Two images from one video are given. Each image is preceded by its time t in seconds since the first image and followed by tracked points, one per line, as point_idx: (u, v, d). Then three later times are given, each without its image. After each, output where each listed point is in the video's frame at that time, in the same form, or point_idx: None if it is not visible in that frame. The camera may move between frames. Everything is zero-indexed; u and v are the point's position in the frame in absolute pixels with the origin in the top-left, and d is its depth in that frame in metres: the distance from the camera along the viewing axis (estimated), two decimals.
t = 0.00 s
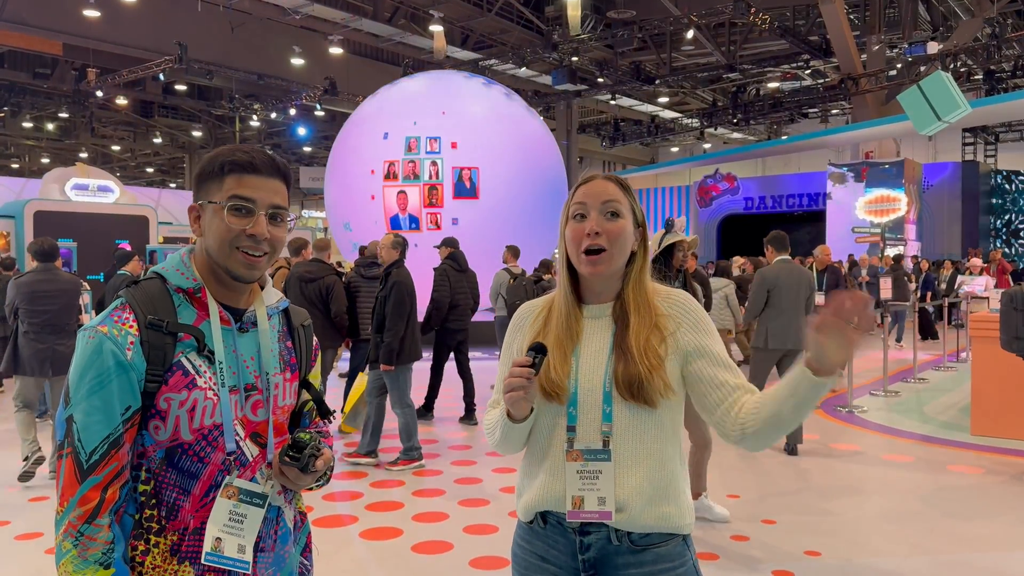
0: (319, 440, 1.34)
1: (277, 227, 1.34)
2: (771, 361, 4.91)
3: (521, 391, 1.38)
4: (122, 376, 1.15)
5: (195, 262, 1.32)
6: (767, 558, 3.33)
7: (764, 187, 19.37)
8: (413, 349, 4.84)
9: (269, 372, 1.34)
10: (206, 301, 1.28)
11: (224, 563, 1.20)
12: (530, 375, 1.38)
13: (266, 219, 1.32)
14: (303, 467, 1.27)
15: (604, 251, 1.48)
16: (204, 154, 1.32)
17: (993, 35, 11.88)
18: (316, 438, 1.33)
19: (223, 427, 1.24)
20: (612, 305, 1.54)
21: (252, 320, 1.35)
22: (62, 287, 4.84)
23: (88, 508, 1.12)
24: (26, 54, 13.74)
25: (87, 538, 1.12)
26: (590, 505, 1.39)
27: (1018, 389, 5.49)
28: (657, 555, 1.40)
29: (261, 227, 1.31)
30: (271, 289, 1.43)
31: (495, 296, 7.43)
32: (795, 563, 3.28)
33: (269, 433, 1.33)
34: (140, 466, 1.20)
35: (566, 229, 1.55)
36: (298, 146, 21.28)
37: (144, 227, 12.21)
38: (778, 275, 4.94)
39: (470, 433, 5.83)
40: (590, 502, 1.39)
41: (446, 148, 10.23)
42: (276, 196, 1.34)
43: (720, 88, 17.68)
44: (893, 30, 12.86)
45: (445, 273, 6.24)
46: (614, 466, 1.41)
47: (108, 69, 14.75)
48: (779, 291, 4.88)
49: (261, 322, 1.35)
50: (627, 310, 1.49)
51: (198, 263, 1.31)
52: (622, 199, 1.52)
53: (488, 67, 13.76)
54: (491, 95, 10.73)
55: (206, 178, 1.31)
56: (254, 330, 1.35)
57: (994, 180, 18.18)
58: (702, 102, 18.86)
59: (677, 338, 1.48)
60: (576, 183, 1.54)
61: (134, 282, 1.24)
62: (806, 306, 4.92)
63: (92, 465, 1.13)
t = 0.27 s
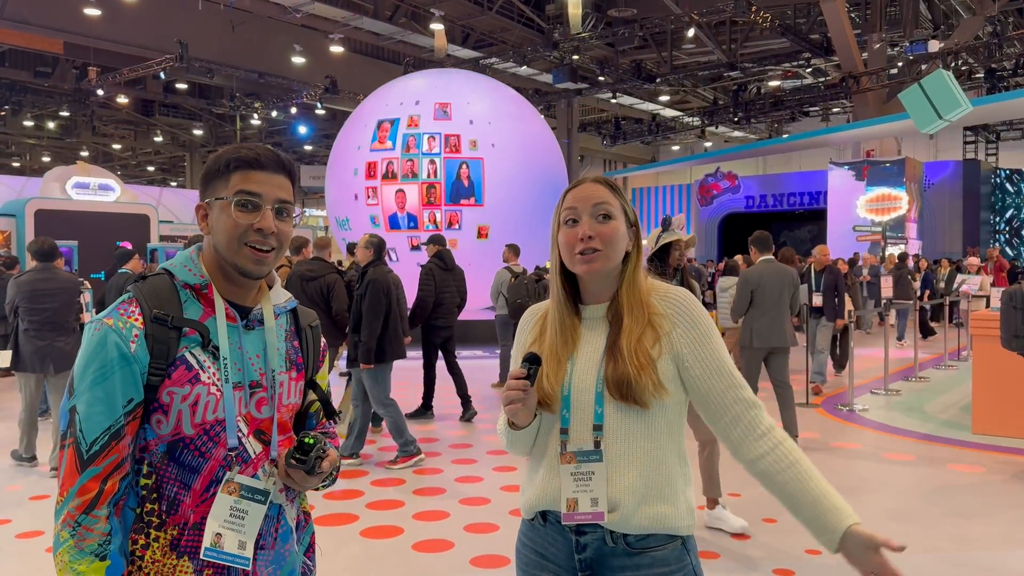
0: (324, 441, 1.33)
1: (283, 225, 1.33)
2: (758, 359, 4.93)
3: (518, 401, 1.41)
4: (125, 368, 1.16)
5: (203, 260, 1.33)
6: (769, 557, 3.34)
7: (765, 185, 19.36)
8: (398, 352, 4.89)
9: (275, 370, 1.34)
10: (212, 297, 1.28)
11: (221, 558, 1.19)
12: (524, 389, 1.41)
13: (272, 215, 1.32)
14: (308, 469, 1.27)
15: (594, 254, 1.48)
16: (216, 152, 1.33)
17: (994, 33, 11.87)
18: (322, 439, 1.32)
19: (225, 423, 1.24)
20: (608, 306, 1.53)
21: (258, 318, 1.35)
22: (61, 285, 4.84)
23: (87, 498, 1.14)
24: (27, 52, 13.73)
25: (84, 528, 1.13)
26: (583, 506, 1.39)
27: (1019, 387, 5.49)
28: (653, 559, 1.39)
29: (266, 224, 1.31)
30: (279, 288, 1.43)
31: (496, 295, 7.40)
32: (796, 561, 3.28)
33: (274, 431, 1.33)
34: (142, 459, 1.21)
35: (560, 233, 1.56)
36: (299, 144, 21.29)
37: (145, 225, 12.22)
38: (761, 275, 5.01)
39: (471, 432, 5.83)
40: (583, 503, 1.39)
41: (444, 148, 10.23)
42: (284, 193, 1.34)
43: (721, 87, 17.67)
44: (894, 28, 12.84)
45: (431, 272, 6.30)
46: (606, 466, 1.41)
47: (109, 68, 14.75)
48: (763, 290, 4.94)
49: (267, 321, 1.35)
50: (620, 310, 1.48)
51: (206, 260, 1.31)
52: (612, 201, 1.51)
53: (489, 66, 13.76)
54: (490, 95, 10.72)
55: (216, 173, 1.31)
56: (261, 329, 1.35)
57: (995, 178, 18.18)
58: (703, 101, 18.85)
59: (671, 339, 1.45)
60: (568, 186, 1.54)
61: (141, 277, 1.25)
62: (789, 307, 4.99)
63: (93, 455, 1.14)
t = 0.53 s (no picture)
0: (325, 438, 1.33)
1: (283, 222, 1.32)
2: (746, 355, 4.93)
3: (521, 401, 1.40)
4: (125, 367, 1.16)
5: (202, 258, 1.32)
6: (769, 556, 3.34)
7: (765, 184, 19.35)
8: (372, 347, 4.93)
9: (275, 368, 1.34)
10: (212, 295, 1.28)
11: (229, 557, 1.20)
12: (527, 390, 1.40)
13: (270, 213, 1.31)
14: (310, 466, 1.27)
15: (599, 253, 1.48)
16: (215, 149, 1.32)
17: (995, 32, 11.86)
18: (322, 436, 1.32)
19: (226, 420, 1.24)
20: (611, 305, 1.53)
21: (258, 315, 1.35)
22: (52, 285, 4.94)
23: (90, 496, 1.14)
24: (28, 51, 13.73)
25: (87, 527, 1.14)
26: (586, 507, 1.39)
27: (1021, 386, 5.48)
28: (655, 557, 1.39)
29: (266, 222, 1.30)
30: (278, 285, 1.42)
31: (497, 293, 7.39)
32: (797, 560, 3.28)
33: (274, 428, 1.33)
34: (143, 457, 1.21)
35: (564, 231, 1.55)
36: (300, 143, 21.29)
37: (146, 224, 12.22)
38: (745, 273, 5.06)
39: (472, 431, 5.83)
40: (585, 503, 1.39)
41: (442, 147, 10.21)
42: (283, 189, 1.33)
43: (722, 85, 17.65)
44: (895, 27, 12.82)
45: (421, 271, 6.50)
46: (608, 466, 1.41)
47: (110, 67, 14.73)
48: (747, 288, 4.99)
49: (268, 319, 1.35)
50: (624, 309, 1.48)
51: (205, 258, 1.30)
52: (618, 199, 1.51)
53: (490, 65, 13.76)
54: (490, 94, 10.70)
55: (215, 169, 1.30)
56: (260, 326, 1.34)
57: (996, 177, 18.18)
58: (704, 99, 18.85)
59: (673, 339, 1.46)
60: (573, 184, 1.54)
61: (141, 276, 1.25)
62: (773, 303, 5.05)
63: (94, 453, 1.15)
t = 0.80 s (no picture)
0: (326, 435, 1.33)
1: (281, 221, 1.32)
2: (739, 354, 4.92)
3: (530, 404, 1.38)
4: (125, 368, 1.17)
5: (200, 257, 1.32)
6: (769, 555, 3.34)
7: (766, 183, 19.34)
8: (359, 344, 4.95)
9: (274, 366, 1.34)
10: (211, 294, 1.28)
11: (239, 556, 1.20)
12: (538, 391, 1.38)
13: (269, 211, 1.30)
14: (313, 464, 1.27)
15: (598, 255, 1.48)
16: (211, 147, 1.31)
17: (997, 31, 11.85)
18: (324, 433, 1.32)
19: (227, 419, 1.24)
20: (609, 307, 1.54)
21: (256, 314, 1.34)
22: (44, 281, 5.05)
23: (92, 498, 1.14)
24: (29, 50, 13.74)
25: (90, 529, 1.14)
26: (586, 507, 1.39)
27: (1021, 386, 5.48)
28: (656, 556, 1.40)
29: (265, 221, 1.30)
30: (274, 284, 1.42)
31: (498, 293, 7.39)
32: (797, 560, 3.29)
33: (275, 426, 1.33)
34: (144, 458, 1.21)
35: (559, 234, 1.55)
36: (300, 141, 21.29)
37: (147, 223, 12.23)
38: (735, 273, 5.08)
39: (472, 430, 5.83)
40: (586, 504, 1.39)
41: (440, 146, 10.20)
42: (281, 188, 1.33)
43: (723, 85, 17.64)
44: (896, 26, 12.80)
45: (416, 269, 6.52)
46: (610, 466, 1.40)
47: (111, 66, 14.73)
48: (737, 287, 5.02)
49: (265, 317, 1.35)
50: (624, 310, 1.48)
51: (203, 257, 1.30)
52: (616, 202, 1.52)
53: (490, 64, 13.75)
54: (489, 92, 10.67)
55: (212, 167, 1.30)
56: (258, 325, 1.35)
57: (997, 177, 18.18)
58: (705, 99, 18.83)
59: (673, 342, 1.46)
60: (567, 188, 1.54)
61: (138, 277, 1.25)
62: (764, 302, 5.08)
63: (96, 455, 1.15)
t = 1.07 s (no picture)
0: (328, 433, 1.34)
1: (283, 221, 1.33)
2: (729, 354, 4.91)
3: (528, 402, 1.39)
4: (131, 368, 1.16)
5: (201, 257, 1.32)
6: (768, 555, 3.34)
7: (767, 183, 19.35)
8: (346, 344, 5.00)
9: (274, 365, 1.35)
10: (213, 294, 1.28)
11: (243, 554, 1.21)
12: (535, 389, 1.39)
13: (271, 211, 1.31)
14: (316, 463, 1.28)
15: (593, 253, 1.48)
16: (213, 147, 1.31)
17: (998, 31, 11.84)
18: (326, 432, 1.33)
19: (230, 419, 1.24)
20: (607, 306, 1.54)
21: (255, 314, 1.35)
22: (44, 282, 5.09)
23: (99, 499, 1.13)
24: (30, 49, 13.74)
25: (96, 529, 1.13)
26: (580, 505, 1.40)
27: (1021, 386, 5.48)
28: (651, 557, 1.40)
29: (266, 221, 1.30)
30: (271, 284, 1.43)
31: (499, 293, 7.39)
32: (796, 560, 3.29)
33: (276, 425, 1.34)
34: (147, 458, 1.21)
35: (556, 233, 1.55)
36: (301, 141, 21.29)
37: (147, 222, 12.24)
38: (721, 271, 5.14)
39: (472, 430, 5.83)
40: (580, 501, 1.40)
41: (438, 146, 10.21)
42: (283, 187, 1.33)
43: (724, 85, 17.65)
44: (897, 26, 12.80)
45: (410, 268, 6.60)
46: (606, 465, 1.41)
47: (112, 65, 14.74)
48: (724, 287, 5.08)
49: (265, 317, 1.35)
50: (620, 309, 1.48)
51: (204, 257, 1.30)
52: (613, 201, 1.52)
53: (491, 64, 13.75)
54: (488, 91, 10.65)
55: (214, 167, 1.29)
56: (258, 325, 1.35)
57: (998, 178, 18.18)
58: (706, 98, 18.82)
59: (670, 342, 1.46)
60: (565, 187, 1.54)
61: (139, 277, 1.24)
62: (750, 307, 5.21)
63: (102, 455, 1.14)
